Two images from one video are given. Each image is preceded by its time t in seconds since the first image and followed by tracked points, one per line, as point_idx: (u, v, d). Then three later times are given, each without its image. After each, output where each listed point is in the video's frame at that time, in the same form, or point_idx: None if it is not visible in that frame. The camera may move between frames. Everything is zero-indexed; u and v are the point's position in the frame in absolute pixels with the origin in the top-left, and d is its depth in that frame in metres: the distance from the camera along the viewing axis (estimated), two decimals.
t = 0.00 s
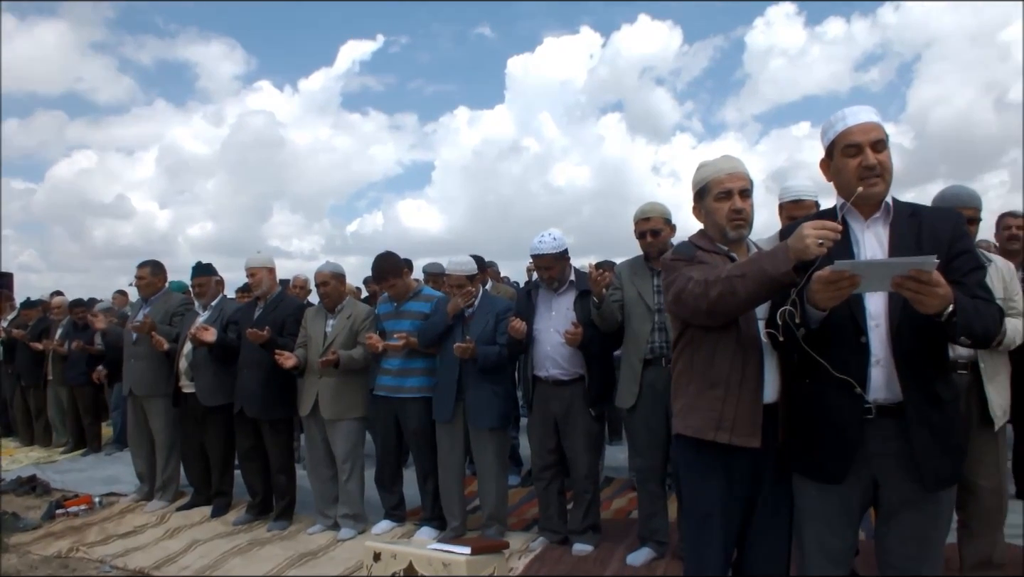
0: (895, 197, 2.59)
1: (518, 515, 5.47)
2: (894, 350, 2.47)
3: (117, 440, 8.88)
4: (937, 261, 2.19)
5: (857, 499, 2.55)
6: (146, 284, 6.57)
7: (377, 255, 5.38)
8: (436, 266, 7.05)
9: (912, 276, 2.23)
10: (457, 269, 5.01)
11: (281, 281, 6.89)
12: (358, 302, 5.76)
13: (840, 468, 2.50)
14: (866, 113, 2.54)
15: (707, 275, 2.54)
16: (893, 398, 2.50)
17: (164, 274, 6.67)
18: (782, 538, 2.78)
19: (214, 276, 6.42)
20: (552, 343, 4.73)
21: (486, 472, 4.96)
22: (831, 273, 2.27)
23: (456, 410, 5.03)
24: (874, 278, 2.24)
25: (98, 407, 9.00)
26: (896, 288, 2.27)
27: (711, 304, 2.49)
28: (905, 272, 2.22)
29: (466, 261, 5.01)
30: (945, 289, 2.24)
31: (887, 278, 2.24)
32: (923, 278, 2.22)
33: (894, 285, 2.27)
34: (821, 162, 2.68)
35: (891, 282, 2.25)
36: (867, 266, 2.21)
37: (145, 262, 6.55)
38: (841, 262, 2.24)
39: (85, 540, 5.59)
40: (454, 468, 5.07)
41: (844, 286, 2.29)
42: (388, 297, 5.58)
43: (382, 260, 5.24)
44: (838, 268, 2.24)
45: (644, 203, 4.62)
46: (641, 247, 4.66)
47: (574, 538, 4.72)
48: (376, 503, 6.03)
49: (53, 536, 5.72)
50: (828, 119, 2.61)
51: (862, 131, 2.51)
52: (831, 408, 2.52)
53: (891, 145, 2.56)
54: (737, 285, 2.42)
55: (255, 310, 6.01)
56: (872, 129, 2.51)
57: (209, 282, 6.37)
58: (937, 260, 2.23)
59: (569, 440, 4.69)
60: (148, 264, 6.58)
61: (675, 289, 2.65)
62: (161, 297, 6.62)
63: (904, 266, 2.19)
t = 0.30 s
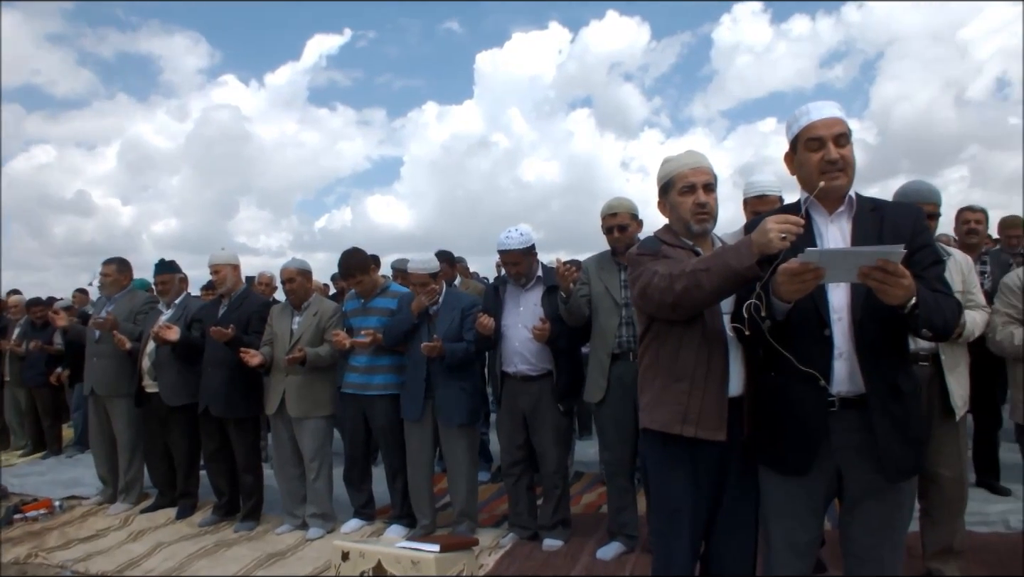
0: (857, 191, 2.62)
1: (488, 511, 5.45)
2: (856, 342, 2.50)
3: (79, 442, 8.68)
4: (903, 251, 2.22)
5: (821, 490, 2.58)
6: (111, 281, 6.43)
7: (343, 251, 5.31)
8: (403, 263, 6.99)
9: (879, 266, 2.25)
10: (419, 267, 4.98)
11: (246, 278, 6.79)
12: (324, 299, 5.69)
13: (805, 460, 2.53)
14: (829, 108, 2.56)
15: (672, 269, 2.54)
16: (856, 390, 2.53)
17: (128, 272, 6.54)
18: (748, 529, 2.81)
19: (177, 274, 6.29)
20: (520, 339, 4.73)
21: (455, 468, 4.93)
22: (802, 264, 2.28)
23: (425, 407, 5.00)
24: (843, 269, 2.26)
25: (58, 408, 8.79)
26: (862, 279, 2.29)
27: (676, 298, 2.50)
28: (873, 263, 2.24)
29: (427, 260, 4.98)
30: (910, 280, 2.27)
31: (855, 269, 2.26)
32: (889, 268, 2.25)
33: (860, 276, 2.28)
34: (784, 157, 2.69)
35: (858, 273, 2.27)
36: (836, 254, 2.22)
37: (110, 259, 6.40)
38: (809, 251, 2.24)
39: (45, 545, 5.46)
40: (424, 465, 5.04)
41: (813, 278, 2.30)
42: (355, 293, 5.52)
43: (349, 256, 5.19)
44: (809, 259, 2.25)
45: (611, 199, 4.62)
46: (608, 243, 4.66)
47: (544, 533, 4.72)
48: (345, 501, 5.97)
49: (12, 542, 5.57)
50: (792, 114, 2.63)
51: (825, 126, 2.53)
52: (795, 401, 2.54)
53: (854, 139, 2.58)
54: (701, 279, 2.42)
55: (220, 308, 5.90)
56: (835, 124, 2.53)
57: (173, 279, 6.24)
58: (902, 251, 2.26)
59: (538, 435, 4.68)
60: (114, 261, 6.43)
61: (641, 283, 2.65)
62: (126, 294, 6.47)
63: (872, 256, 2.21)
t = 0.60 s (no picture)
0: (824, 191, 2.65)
1: (461, 511, 5.43)
2: (824, 340, 2.52)
3: (44, 445, 8.50)
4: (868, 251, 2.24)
5: (791, 486, 2.60)
6: (77, 281, 6.30)
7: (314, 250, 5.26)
8: (376, 262, 6.94)
9: (844, 266, 2.27)
10: (392, 265, 4.98)
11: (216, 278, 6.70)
12: (295, 299, 5.63)
13: (775, 457, 2.55)
14: (796, 108, 2.58)
15: (643, 268, 2.55)
16: (824, 387, 2.55)
17: (94, 271, 6.40)
18: (720, 526, 2.82)
19: (145, 273, 6.18)
20: (493, 338, 4.72)
21: (428, 469, 4.91)
22: (769, 264, 2.29)
23: (397, 407, 4.96)
24: (809, 269, 2.27)
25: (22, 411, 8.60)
26: (827, 277, 2.31)
27: (647, 297, 2.50)
28: (838, 263, 2.26)
29: (401, 258, 4.99)
30: (874, 280, 2.30)
31: (821, 268, 2.28)
32: (854, 268, 2.27)
33: (826, 275, 2.30)
34: (753, 156, 2.71)
35: (823, 272, 2.29)
36: (804, 256, 2.23)
37: (76, 259, 6.28)
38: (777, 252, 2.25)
39: (8, 552, 5.33)
40: (396, 466, 5.01)
41: (781, 276, 2.31)
42: (326, 293, 5.46)
43: (320, 255, 5.14)
44: (775, 260, 2.26)
45: (583, 198, 4.63)
46: (580, 242, 4.67)
47: (518, 532, 4.71)
48: (317, 503, 5.92)
49: None
50: (759, 115, 2.64)
51: (792, 126, 2.55)
52: (765, 398, 2.56)
53: (820, 139, 2.60)
54: (672, 278, 2.43)
55: (189, 308, 5.82)
56: (802, 124, 2.55)
57: (140, 279, 6.14)
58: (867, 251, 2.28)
59: (511, 434, 4.67)
60: (80, 261, 6.31)
61: (613, 282, 2.65)
62: (92, 295, 6.35)
63: (837, 256, 2.23)
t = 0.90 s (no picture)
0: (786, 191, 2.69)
1: (430, 512, 5.41)
2: (787, 339, 2.56)
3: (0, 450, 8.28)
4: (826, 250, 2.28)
5: (755, 483, 2.63)
6: (34, 281, 6.15)
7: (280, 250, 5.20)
8: (343, 262, 6.89)
9: (802, 265, 2.31)
10: (374, 261, 4.92)
11: (180, 278, 6.59)
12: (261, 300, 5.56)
13: (739, 454, 2.58)
14: (759, 110, 2.62)
15: (610, 268, 2.56)
16: (787, 385, 2.59)
17: (52, 272, 6.26)
18: (686, 524, 2.85)
19: (105, 274, 6.06)
20: (461, 339, 4.71)
21: (396, 470, 4.88)
22: (731, 262, 2.32)
23: (365, 409, 4.93)
24: (769, 267, 2.31)
25: None
26: (785, 276, 2.35)
27: (614, 297, 2.52)
28: (796, 262, 2.30)
29: (383, 254, 4.93)
30: (830, 278, 2.34)
31: (779, 267, 2.32)
32: (812, 267, 2.31)
33: (784, 273, 2.34)
34: (717, 157, 2.74)
35: (782, 271, 2.33)
36: (764, 253, 2.26)
37: (34, 259, 6.12)
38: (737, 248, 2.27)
39: None
40: (365, 467, 4.97)
41: (743, 273, 2.34)
42: (292, 293, 5.41)
43: (286, 255, 5.08)
44: (736, 257, 2.29)
45: (550, 198, 4.65)
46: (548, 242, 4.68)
47: (487, 533, 4.71)
48: (284, 505, 5.86)
49: None
50: (723, 116, 2.68)
51: (755, 127, 2.58)
52: (730, 396, 2.59)
53: (782, 141, 2.64)
54: (639, 278, 2.44)
55: (151, 309, 5.72)
56: (765, 126, 2.59)
57: (101, 280, 6.01)
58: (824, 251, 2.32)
59: (480, 435, 4.67)
60: (38, 261, 6.16)
61: (580, 282, 2.66)
62: (50, 296, 6.20)
63: (796, 254, 2.26)
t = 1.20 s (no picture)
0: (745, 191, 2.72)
1: (395, 513, 5.38)
2: (745, 336, 2.60)
3: None
4: (785, 242, 2.31)
5: (716, 479, 2.65)
6: None
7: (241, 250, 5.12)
8: (306, 262, 6.80)
9: (763, 258, 2.34)
10: (346, 262, 4.87)
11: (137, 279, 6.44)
12: (221, 301, 5.46)
13: (700, 451, 2.60)
14: (717, 111, 2.65)
15: (571, 267, 2.57)
16: (747, 382, 2.63)
17: (2, 273, 6.07)
18: (649, 521, 2.86)
19: (58, 275, 5.89)
20: (425, 339, 4.69)
21: (360, 472, 4.84)
22: (692, 254, 2.35)
23: (328, 410, 4.88)
24: (730, 260, 2.33)
25: None
26: (747, 271, 2.37)
27: (576, 296, 2.52)
28: (757, 255, 2.32)
29: (356, 256, 4.89)
30: (790, 272, 2.37)
31: (741, 261, 2.34)
32: (772, 259, 2.33)
33: (746, 267, 2.36)
34: (677, 157, 2.76)
35: (743, 265, 2.35)
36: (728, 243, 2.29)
37: None
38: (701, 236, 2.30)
39: None
40: (329, 469, 4.92)
41: (704, 265, 2.37)
42: (254, 294, 5.32)
43: (246, 255, 5.01)
44: (698, 247, 2.32)
45: (514, 198, 4.64)
46: (512, 242, 4.68)
47: (452, 534, 4.69)
48: (246, 509, 5.77)
49: None
50: (683, 117, 2.70)
51: (714, 127, 2.61)
52: (691, 393, 2.61)
53: (741, 141, 2.67)
54: (600, 276, 2.45)
55: (107, 311, 5.58)
56: (724, 126, 2.61)
57: (53, 281, 5.84)
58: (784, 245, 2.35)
59: (445, 435, 4.66)
60: None
61: (542, 281, 2.66)
62: None
63: (757, 246, 2.29)
